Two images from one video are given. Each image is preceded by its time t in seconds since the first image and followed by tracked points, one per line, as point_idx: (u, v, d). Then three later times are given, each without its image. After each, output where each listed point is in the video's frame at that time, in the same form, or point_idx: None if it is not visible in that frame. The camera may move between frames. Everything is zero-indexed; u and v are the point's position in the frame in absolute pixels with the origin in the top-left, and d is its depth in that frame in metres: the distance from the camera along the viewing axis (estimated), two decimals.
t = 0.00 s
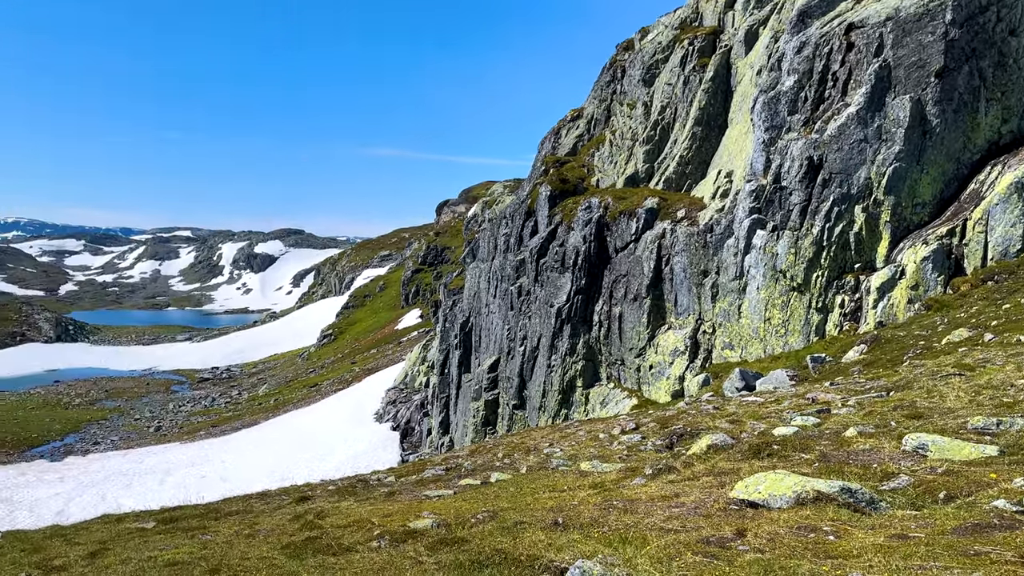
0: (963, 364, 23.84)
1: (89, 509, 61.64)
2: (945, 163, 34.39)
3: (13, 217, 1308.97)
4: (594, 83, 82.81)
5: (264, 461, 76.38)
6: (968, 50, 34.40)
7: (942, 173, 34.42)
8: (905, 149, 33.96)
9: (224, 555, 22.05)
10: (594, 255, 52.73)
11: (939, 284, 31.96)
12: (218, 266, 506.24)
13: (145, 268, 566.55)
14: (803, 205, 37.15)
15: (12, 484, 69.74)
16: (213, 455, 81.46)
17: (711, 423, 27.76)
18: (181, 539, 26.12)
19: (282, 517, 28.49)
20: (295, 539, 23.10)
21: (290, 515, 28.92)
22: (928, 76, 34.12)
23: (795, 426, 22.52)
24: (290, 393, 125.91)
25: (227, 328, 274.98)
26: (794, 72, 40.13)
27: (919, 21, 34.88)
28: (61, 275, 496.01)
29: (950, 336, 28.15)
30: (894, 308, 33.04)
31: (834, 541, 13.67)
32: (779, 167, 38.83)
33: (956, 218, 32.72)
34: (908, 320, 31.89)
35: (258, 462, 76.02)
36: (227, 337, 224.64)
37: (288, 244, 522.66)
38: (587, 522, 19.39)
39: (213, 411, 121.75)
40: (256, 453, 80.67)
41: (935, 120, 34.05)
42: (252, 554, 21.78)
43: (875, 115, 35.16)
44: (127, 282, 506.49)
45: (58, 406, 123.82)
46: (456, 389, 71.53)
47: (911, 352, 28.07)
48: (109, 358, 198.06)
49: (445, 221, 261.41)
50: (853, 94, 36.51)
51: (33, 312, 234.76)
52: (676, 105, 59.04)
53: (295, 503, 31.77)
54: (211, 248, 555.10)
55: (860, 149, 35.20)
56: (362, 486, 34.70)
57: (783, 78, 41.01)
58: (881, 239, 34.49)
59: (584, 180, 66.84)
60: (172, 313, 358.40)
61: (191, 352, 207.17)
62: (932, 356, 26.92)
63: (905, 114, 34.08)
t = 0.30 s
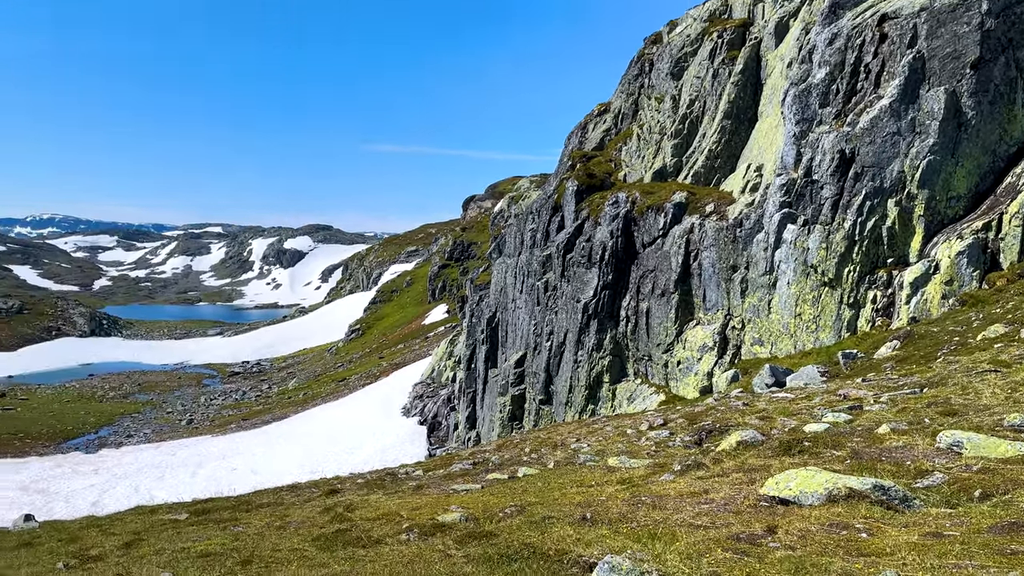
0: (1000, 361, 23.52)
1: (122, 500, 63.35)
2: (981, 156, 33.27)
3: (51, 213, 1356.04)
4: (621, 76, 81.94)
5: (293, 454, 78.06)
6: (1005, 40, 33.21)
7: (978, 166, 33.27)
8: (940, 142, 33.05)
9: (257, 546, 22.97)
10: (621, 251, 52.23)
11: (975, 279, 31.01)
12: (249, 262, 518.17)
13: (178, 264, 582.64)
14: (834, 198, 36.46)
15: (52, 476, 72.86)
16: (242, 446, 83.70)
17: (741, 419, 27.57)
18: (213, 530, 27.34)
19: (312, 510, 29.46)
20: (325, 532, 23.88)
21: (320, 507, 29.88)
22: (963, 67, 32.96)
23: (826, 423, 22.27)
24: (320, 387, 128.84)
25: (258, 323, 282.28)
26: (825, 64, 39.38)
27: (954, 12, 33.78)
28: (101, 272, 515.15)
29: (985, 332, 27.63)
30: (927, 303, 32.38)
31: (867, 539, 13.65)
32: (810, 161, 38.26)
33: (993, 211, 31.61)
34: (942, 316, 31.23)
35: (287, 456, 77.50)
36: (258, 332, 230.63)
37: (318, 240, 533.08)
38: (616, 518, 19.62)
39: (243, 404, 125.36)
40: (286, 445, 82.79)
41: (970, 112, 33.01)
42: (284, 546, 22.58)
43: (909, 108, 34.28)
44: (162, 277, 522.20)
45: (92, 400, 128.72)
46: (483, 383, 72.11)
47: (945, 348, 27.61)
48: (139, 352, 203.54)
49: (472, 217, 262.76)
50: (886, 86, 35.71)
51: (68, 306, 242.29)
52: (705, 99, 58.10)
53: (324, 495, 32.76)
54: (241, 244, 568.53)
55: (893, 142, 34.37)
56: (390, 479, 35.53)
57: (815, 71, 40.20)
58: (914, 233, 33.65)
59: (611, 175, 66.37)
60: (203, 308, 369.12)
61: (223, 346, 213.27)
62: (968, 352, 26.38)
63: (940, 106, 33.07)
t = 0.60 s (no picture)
0: None
1: (154, 492, 64.93)
2: (1016, 149, 32.96)
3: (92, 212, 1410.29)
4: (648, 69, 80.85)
5: (321, 447, 79.79)
6: None
7: (1013, 158, 33.00)
8: (974, 134, 32.52)
9: (286, 538, 23.84)
10: (647, 245, 51.67)
11: (1011, 273, 30.27)
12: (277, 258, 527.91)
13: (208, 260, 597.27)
14: (865, 192, 35.76)
15: (86, 467, 75.16)
16: (270, 439, 85.87)
17: (770, 415, 27.31)
18: (244, 521, 28.49)
19: (341, 503, 30.37)
20: (354, 524, 24.70)
21: (349, 500, 30.78)
22: (999, 57, 32.81)
23: (857, 419, 22.01)
24: (347, 381, 131.44)
25: (286, 317, 288.87)
26: (857, 56, 38.82)
27: None
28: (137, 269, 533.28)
29: None
30: (961, 298, 31.75)
31: (899, 536, 13.58)
32: (840, 154, 37.47)
33: None
34: (976, 311, 30.49)
35: (315, 450, 79.27)
36: (287, 326, 236.02)
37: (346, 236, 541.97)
38: (643, 513, 19.81)
39: (273, 398, 128.61)
40: (315, 438, 84.73)
41: (1006, 104, 32.69)
42: (313, 538, 23.40)
43: (942, 99, 33.77)
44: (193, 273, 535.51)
45: (124, 393, 133.49)
46: (509, 378, 72.43)
47: (979, 344, 27.03)
48: (169, 345, 208.65)
49: (497, 211, 263.40)
50: (919, 77, 35.19)
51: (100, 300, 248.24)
52: (734, 91, 57.08)
53: (353, 488, 33.65)
54: (270, 240, 581.58)
55: (925, 135, 33.79)
56: (417, 472, 36.29)
57: (845, 62, 39.84)
58: (948, 227, 33.14)
59: (637, 168, 65.66)
60: (233, 303, 379.39)
61: (253, 340, 218.94)
62: (1004, 348, 25.70)
63: (975, 97, 32.63)
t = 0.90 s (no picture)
0: None
1: (184, 483, 66.73)
2: None
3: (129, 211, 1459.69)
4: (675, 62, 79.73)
5: (348, 440, 81.38)
6: None
7: None
8: (1010, 125, 32.14)
9: (314, 529, 24.72)
10: (674, 239, 51.01)
11: None
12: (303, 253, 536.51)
13: (237, 255, 612.58)
14: (896, 184, 35.39)
15: (119, 459, 77.68)
16: (298, 432, 87.98)
17: (798, 411, 27.06)
18: (273, 513, 29.63)
19: (368, 495, 31.27)
20: (381, 516, 25.46)
21: (376, 492, 31.68)
22: None
23: (887, 414, 21.79)
24: (374, 374, 133.80)
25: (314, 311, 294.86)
26: (888, 47, 38.72)
27: None
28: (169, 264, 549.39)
29: None
30: (994, 292, 31.53)
31: (930, 533, 13.54)
32: (871, 147, 37.24)
33: None
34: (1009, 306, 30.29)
35: (342, 442, 80.97)
36: (314, 320, 240.84)
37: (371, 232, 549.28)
38: (670, 508, 20.01)
39: (300, 391, 131.68)
40: (342, 430, 86.60)
41: None
42: (340, 529, 24.20)
43: (976, 90, 33.41)
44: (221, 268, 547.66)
45: (155, 386, 138.02)
46: (534, 372, 72.65)
47: (1014, 339, 26.42)
48: (199, 340, 214.67)
49: (522, 206, 263.30)
50: (952, 68, 34.83)
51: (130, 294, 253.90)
52: (762, 83, 56.10)
53: (380, 481, 34.55)
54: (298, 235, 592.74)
55: (958, 126, 33.50)
56: (443, 465, 37.04)
57: (876, 53, 39.49)
58: (981, 221, 32.72)
59: (663, 162, 64.87)
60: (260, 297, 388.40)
61: (280, 334, 224.08)
62: None
63: (1009, 87, 32.18)
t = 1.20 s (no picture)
0: None
1: (212, 475, 68.52)
2: None
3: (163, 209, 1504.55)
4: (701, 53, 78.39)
5: (373, 434, 82.75)
6: None
7: None
8: None
9: (341, 521, 25.53)
10: (699, 233, 50.36)
11: None
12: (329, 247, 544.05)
13: (264, 249, 625.87)
14: (927, 176, 34.61)
15: (149, 451, 79.59)
16: (324, 424, 89.86)
17: (827, 406, 26.71)
18: (301, 505, 30.69)
19: (395, 487, 32.09)
20: (407, 509, 26.13)
21: (402, 484, 32.48)
22: None
23: (917, 410, 21.57)
24: (398, 368, 135.65)
25: (340, 305, 299.91)
26: (919, 36, 37.75)
27: None
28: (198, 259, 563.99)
29: None
30: None
31: (963, 530, 13.55)
32: (901, 138, 36.20)
33: None
34: None
35: (368, 436, 82.46)
36: (340, 314, 245.03)
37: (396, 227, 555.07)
38: (696, 504, 20.15)
39: (326, 384, 134.46)
40: (368, 423, 88.26)
41: None
42: (367, 521, 24.94)
43: (1010, 80, 32.50)
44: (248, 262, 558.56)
45: (184, 379, 142.45)
46: (558, 366, 72.68)
47: None
48: (227, 334, 220.27)
49: (546, 199, 262.52)
50: (985, 58, 34.01)
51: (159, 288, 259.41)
52: (790, 74, 54.95)
53: (405, 474, 35.36)
54: (323, 230, 602.50)
55: (992, 117, 32.72)
56: (468, 459, 37.68)
57: (907, 44, 38.36)
58: (1015, 213, 31.75)
59: (689, 155, 63.88)
60: (287, 291, 396.38)
61: (307, 328, 228.62)
62: None
63: None
